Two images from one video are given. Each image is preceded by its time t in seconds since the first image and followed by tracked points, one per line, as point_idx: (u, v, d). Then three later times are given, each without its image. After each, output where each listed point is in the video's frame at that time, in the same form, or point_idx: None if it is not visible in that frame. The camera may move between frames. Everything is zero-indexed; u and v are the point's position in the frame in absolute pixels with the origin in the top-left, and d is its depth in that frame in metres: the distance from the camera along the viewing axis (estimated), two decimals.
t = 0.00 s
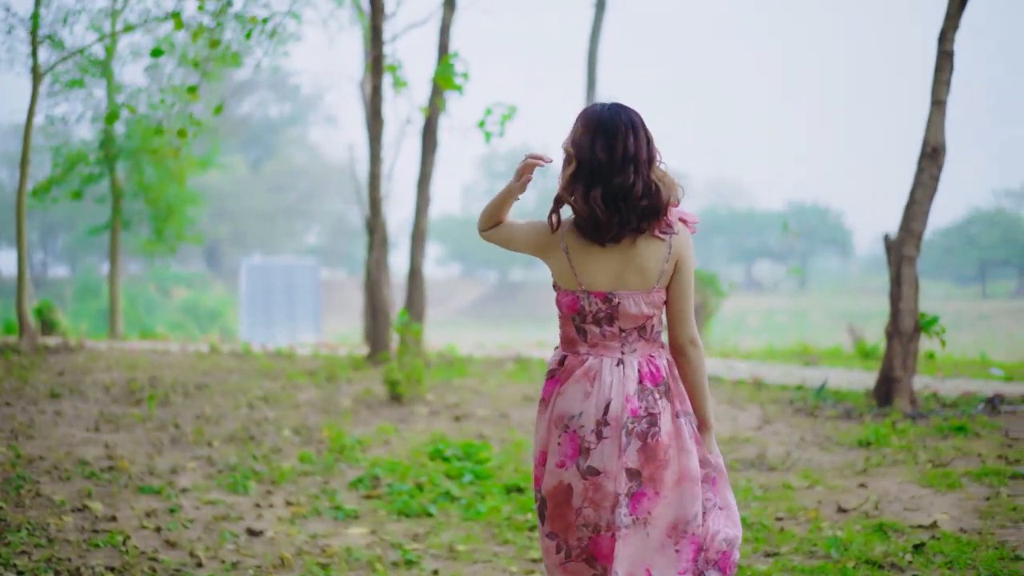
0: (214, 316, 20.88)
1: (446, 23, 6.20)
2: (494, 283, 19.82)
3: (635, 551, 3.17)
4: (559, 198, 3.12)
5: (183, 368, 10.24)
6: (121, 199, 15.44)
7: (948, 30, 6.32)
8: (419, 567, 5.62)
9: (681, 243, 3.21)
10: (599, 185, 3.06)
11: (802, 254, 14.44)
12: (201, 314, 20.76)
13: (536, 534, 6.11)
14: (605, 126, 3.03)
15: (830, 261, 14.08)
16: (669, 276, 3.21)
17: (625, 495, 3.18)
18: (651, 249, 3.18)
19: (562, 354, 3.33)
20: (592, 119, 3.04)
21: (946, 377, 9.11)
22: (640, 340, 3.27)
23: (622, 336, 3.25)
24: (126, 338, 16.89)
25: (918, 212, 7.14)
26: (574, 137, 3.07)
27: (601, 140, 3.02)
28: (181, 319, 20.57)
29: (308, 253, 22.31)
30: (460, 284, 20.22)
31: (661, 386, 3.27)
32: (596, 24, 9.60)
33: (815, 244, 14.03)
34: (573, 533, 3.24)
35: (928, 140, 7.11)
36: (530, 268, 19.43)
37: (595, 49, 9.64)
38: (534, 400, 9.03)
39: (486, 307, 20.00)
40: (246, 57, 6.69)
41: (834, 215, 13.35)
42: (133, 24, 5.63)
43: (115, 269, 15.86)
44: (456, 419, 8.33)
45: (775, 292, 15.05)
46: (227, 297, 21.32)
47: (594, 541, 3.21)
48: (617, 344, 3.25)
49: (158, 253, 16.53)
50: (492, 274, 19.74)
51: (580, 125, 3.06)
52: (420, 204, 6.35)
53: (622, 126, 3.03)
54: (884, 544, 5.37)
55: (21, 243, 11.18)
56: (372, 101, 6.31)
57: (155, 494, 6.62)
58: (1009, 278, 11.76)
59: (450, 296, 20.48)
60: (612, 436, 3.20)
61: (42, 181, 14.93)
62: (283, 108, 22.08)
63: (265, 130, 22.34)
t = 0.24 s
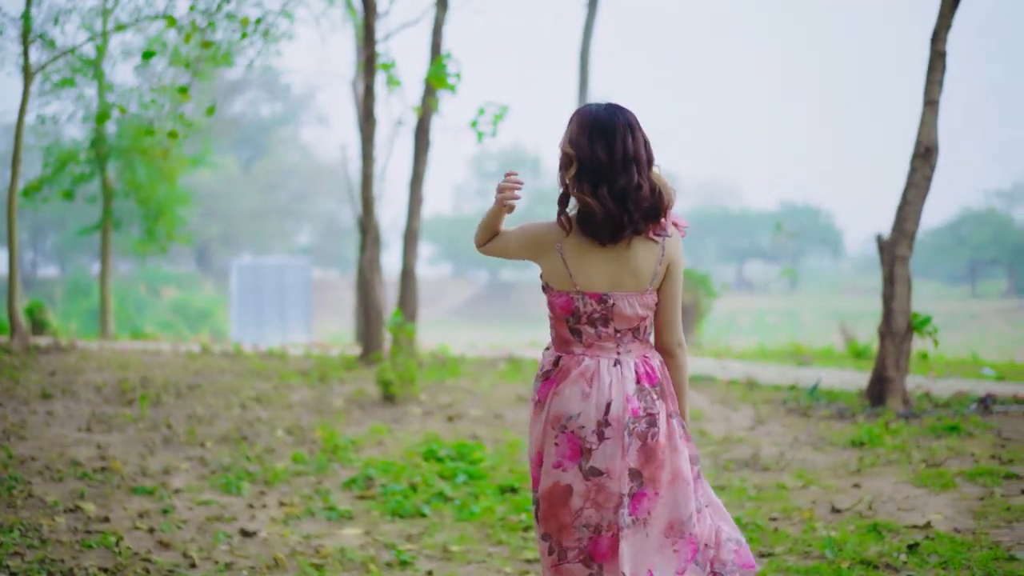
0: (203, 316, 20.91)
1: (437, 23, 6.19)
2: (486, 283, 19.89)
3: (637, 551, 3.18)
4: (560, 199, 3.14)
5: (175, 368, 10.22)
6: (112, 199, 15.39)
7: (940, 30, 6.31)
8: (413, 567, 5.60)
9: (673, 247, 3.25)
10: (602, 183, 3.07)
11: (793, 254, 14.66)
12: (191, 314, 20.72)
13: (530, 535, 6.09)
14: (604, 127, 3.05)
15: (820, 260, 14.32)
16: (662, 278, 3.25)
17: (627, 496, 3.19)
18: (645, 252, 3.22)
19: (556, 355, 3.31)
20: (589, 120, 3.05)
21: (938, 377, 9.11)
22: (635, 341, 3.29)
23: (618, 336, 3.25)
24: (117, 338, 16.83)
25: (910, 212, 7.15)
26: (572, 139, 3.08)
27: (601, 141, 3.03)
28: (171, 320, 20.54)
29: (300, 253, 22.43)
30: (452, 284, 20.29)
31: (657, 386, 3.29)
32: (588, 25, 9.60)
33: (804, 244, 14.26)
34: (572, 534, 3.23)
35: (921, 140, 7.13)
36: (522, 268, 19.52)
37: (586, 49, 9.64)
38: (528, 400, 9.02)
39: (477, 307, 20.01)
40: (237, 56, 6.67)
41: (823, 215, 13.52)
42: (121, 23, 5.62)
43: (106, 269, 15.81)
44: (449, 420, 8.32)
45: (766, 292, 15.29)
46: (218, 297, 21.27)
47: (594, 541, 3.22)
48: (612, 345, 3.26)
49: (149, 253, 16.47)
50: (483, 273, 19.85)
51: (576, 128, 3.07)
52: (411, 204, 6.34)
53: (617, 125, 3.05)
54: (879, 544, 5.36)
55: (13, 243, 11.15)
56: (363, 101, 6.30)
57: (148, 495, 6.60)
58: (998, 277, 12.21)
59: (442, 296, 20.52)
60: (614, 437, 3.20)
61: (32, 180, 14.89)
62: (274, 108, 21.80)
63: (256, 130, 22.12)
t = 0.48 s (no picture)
0: (196, 316, 20.80)
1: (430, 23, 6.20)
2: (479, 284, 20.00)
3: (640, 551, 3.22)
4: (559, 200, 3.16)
5: (168, 369, 10.23)
6: (104, 199, 15.37)
7: (934, 30, 6.31)
8: (409, 568, 5.59)
9: (669, 246, 3.29)
10: (601, 181, 3.09)
11: (784, 254, 14.67)
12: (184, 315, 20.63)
13: (525, 535, 6.09)
14: (601, 127, 3.08)
15: (811, 260, 14.32)
16: (657, 277, 3.29)
17: (631, 495, 3.24)
18: (644, 250, 3.25)
19: (554, 356, 3.31)
20: (586, 119, 3.08)
21: (931, 377, 9.11)
22: (632, 341, 3.32)
23: (616, 336, 3.28)
24: (109, 339, 16.79)
25: (904, 212, 7.17)
26: (570, 139, 3.10)
27: (599, 141, 3.06)
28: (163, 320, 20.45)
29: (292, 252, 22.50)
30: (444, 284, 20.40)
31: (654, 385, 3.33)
32: (582, 25, 9.59)
33: (795, 244, 14.27)
34: (576, 536, 3.24)
35: (915, 141, 7.15)
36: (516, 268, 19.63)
37: (579, 50, 9.65)
38: (521, 400, 9.02)
39: (469, 307, 20.06)
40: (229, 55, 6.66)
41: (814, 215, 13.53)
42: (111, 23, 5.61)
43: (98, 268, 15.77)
44: (444, 420, 8.32)
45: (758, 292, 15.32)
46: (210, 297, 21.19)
47: (598, 543, 3.24)
48: (611, 344, 3.28)
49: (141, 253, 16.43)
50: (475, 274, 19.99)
51: (573, 128, 3.10)
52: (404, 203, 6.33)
53: (615, 124, 3.08)
54: (875, 544, 5.35)
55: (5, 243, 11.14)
56: (357, 101, 6.30)
57: (143, 495, 6.60)
58: (989, 277, 12.16)
59: (434, 296, 20.59)
60: (617, 437, 3.22)
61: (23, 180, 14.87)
62: (266, 109, 21.60)
63: (249, 130, 22.08)
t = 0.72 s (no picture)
0: (189, 316, 20.52)
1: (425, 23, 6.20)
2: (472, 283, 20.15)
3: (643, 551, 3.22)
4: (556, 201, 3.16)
5: (161, 369, 10.23)
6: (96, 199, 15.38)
7: (928, 31, 6.30)
8: (405, 568, 5.59)
9: (665, 247, 3.34)
10: (599, 182, 3.10)
11: (776, 254, 14.66)
12: (177, 313, 20.46)
13: (522, 535, 6.09)
14: (599, 127, 3.10)
15: (804, 260, 14.30)
16: (656, 276, 3.33)
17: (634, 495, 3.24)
18: (643, 250, 3.29)
19: (552, 357, 3.29)
20: (586, 120, 3.09)
21: (925, 377, 9.11)
22: (629, 341, 3.32)
23: (615, 337, 3.28)
24: (101, 339, 16.75)
25: (898, 212, 7.17)
26: (570, 139, 3.11)
27: (598, 141, 3.08)
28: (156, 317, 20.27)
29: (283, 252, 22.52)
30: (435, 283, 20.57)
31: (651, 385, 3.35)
32: (574, 25, 9.60)
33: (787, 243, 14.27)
34: (583, 538, 3.22)
35: (909, 141, 7.15)
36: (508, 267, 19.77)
37: (572, 50, 9.65)
38: (516, 401, 9.02)
39: (460, 306, 20.23)
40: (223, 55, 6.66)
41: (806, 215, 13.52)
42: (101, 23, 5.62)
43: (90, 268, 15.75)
44: (438, 420, 8.32)
45: (750, 291, 15.35)
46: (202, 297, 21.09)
47: (605, 544, 3.23)
48: (609, 345, 3.27)
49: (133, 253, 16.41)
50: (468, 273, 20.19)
51: (573, 128, 3.11)
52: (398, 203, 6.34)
53: (614, 125, 3.10)
54: (872, 544, 5.34)
55: None
56: (352, 101, 6.30)
57: (138, 496, 6.60)
58: (979, 277, 12.47)
59: (426, 296, 20.72)
60: (619, 437, 3.21)
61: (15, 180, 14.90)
62: (258, 107, 22.04)
63: (242, 129, 22.37)
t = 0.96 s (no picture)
0: (178, 316, 21.03)
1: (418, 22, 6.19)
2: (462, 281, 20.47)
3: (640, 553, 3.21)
4: (557, 203, 3.14)
5: (153, 368, 10.23)
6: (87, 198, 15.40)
7: (923, 31, 6.28)
8: (402, 569, 5.58)
9: (666, 247, 3.32)
10: (598, 184, 3.07)
11: (767, 253, 14.68)
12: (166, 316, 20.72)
13: (518, 536, 6.08)
14: (600, 128, 3.07)
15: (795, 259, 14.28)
16: (658, 277, 3.31)
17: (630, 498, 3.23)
18: (644, 250, 3.26)
19: (551, 358, 3.26)
20: (586, 120, 3.07)
21: (918, 377, 9.09)
22: (628, 343, 3.30)
23: (614, 339, 3.26)
24: (92, 339, 16.77)
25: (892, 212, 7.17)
26: (570, 140, 3.09)
27: (599, 142, 3.05)
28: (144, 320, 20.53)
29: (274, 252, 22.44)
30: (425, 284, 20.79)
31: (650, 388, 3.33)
32: (567, 24, 9.59)
33: (778, 243, 14.27)
34: (582, 540, 3.20)
35: (903, 140, 7.15)
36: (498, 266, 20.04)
37: (565, 49, 9.64)
38: (511, 401, 9.02)
39: (451, 306, 20.44)
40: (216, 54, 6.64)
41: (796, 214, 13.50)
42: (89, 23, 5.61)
43: (81, 268, 15.77)
44: (433, 420, 8.32)
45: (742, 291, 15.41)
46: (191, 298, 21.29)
47: (604, 547, 3.21)
48: (609, 347, 3.25)
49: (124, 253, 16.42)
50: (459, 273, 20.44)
51: (574, 128, 3.08)
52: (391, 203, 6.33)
53: (615, 126, 3.07)
54: (868, 544, 5.32)
55: None
56: (344, 102, 6.29)
57: (132, 496, 6.59)
58: (969, 278, 12.80)
59: (417, 296, 20.90)
60: (616, 440, 3.19)
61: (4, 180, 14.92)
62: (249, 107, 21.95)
63: (232, 128, 22.25)
